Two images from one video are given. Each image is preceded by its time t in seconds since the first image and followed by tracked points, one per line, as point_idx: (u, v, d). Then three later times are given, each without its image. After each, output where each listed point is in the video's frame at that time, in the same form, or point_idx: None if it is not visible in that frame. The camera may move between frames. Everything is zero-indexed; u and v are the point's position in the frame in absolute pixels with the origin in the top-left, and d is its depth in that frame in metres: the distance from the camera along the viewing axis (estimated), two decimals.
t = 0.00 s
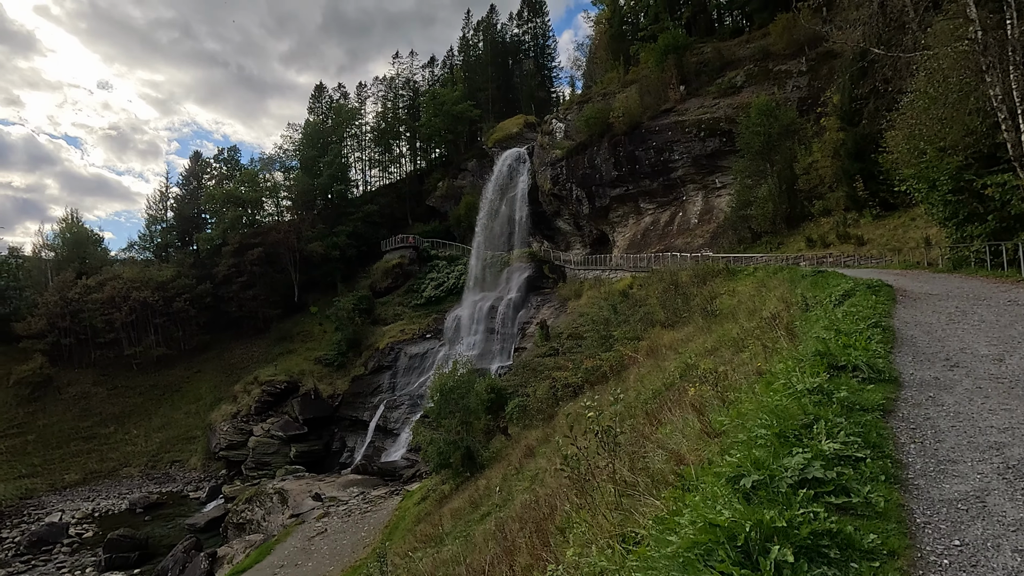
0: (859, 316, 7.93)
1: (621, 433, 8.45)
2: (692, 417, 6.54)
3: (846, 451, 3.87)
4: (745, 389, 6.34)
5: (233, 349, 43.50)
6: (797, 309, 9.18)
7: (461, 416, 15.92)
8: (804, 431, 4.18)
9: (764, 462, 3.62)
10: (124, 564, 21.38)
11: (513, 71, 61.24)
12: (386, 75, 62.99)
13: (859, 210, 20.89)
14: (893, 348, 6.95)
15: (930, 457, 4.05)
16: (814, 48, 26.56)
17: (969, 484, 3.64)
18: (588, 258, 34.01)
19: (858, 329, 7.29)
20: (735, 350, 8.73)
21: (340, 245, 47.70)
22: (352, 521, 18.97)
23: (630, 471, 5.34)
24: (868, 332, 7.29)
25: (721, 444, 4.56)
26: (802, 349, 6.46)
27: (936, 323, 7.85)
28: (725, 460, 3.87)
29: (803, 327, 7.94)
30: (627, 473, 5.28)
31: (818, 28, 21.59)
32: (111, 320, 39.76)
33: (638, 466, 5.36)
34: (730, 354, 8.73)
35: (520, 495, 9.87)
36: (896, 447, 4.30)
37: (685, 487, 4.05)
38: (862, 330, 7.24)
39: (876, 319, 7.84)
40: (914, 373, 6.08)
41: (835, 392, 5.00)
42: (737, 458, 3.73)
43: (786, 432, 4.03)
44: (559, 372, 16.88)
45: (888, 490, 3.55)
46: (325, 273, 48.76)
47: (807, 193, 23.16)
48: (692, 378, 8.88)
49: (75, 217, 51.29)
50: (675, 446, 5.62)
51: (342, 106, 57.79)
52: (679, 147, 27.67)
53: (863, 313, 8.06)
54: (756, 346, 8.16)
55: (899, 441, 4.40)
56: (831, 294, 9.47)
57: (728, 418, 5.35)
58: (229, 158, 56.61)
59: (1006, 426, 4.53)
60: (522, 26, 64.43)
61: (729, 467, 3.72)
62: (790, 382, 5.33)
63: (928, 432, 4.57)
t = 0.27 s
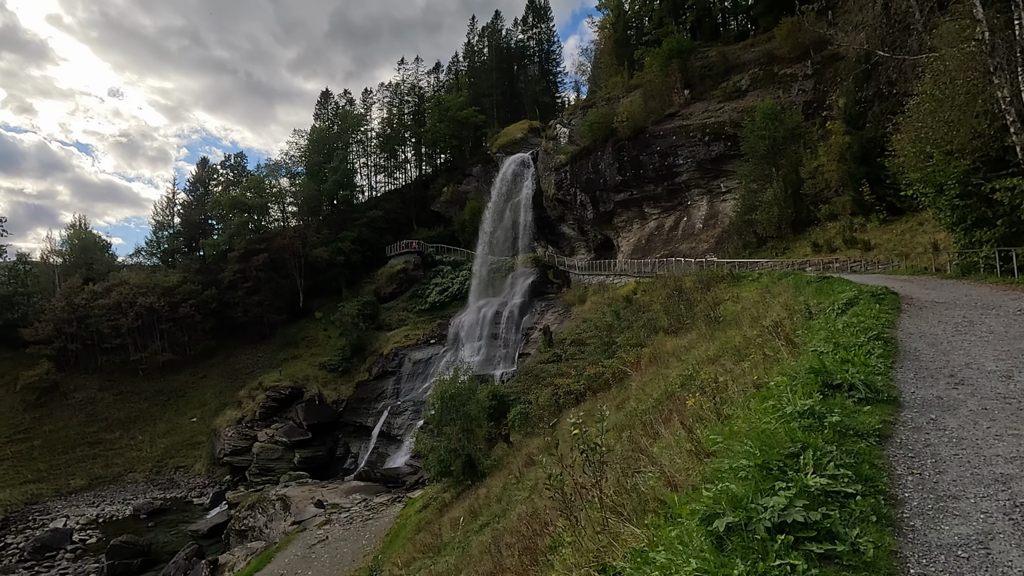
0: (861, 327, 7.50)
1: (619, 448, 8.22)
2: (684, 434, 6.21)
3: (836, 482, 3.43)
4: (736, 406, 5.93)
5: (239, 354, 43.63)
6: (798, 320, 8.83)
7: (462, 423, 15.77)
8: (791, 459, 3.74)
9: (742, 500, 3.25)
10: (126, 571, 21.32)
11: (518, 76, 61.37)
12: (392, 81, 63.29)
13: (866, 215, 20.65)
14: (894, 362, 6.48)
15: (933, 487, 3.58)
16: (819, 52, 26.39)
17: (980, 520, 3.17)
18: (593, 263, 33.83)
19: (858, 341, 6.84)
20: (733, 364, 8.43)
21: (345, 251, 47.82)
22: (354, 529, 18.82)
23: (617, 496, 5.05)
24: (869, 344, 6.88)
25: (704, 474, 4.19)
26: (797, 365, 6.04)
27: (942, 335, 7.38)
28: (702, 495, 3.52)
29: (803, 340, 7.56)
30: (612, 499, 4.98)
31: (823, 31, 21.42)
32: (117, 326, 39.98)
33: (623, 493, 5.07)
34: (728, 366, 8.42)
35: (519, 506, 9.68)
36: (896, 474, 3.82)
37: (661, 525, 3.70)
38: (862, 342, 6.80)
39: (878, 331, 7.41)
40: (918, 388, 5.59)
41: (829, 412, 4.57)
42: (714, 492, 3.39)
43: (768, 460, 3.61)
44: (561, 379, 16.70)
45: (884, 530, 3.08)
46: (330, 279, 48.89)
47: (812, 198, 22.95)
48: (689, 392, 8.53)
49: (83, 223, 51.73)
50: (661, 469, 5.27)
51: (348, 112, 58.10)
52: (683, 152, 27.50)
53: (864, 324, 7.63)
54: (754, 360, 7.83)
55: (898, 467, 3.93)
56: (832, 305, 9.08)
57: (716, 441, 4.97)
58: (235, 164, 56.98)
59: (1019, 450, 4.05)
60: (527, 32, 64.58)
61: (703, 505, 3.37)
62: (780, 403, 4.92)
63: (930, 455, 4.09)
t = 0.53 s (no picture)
0: (856, 333, 7.30)
1: (616, 452, 8.12)
2: (670, 443, 6.09)
3: (809, 507, 3.24)
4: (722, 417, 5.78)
5: (244, 355, 43.85)
6: (795, 325, 8.65)
7: (462, 426, 15.69)
8: (763, 481, 3.55)
9: (700, 528, 3.12)
10: (130, 571, 21.43)
11: (523, 77, 61.31)
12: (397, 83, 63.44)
13: (873, 216, 20.37)
14: (888, 371, 6.26)
15: (917, 514, 3.35)
16: (826, 51, 26.11)
17: (963, 551, 2.97)
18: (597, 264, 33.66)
19: (851, 349, 6.63)
20: (730, 369, 8.28)
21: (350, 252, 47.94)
22: (355, 531, 18.77)
23: (597, 512, 4.94)
24: (863, 351, 6.70)
25: (676, 493, 4.05)
26: (785, 374, 5.86)
27: (940, 342, 7.15)
28: (666, 521, 3.39)
29: (798, 346, 7.39)
30: (592, 514, 4.86)
31: (829, 30, 21.16)
32: (124, 326, 40.28)
33: (604, 508, 4.95)
34: (724, 372, 8.27)
35: (516, 510, 9.56)
36: (878, 497, 3.63)
37: (625, 548, 3.57)
38: (854, 349, 6.61)
39: (874, 337, 7.21)
40: (911, 400, 5.37)
41: (809, 427, 4.39)
42: (673, 519, 3.26)
43: (735, 482, 3.44)
44: (563, 381, 16.55)
45: (856, 564, 2.88)
46: (335, 280, 49.03)
47: (818, 199, 22.69)
48: (685, 398, 8.38)
49: (92, 225, 52.20)
50: (643, 481, 5.15)
51: (354, 114, 58.30)
52: (688, 152, 27.28)
53: (859, 330, 7.43)
54: (748, 367, 7.66)
55: (880, 489, 3.73)
56: (830, 309, 8.88)
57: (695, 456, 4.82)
58: (242, 166, 57.32)
59: (1014, 471, 3.81)
60: (533, 33, 64.51)
61: (662, 532, 3.25)
62: (761, 415, 4.75)
63: (916, 474, 3.88)
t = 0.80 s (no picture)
0: (855, 344, 7.12)
1: (614, 460, 8.04)
2: (661, 458, 5.96)
3: (791, 545, 3.01)
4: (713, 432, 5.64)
5: (247, 357, 43.90)
6: (794, 332, 8.49)
7: (462, 430, 15.58)
8: (743, 514, 3.35)
9: (669, 570, 2.97)
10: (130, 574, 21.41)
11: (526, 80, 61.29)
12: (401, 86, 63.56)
13: (877, 218, 20.16)
14: (886, 385, 6.07)
15: (910, 550, 3.14)
16: (830, 52, 25.94)
17: None
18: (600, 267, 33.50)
19: (848, 361, 6.45)
20: (727, 377, 8.14)
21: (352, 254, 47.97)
22: (355, 535, 18.66)
23: (583, 535, 4.81)
24: (860, 363, 6.51)
25: (657, 522, 3.90)
26: (778, 390, 5.68)
27: (943, 353, 6.94)
28: (637, 559, 3.25)
29: (795, 356, 7.23)
30: (578, 536, 4.73)
31: (832, 31, 21.01)
32: (127, 329, 40.45)
33: (590, 529, 4.82)
34: (721, 381, 8.13)
35: (514, 518, 9.41)
36: (868, 531, 3.38)
37: None
38: (852, 361, 6.43)
39: (873, 347, 7.02)
40: (909, 418, 5.18)
41: (797, 450, 4.21)
42: (642, 559, 3.12)
43: (711, 515, 3.28)
44: (564, 385, 16.41)
45: None
46: (338, 282, 49.06)
47: (822, 201, 22.52)
48: (682, 406, 8.25)
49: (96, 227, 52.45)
50: (631, 501, 5.01)
51: (357, 116, 58.42)
52: (690, 154, 27.13)
53: (858, 340, 7.24)
54: (744, 377, 7.51)
55: (871, 521, 3.49)
56: (830, 316, 8.69)
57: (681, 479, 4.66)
58: (245, 169, 57.50)
59: (1015, 500, 3.60)
60: (536, 35, 64.52)
61: (631, 574, 3.11)
62: (749, 435, 4.59)
63: (910, 501, 3.68)
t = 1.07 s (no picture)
0: (862, 351, 6.84)
1: (614, 466, 7.85)
2: (657, 470, 5.74)
3: None
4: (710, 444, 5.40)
5: (252, 361, 44.01)
6: (799, 338, 8.22)
7: (462, 435, 15.44)
8: (730, 546, 3.08)
9: None
10: None
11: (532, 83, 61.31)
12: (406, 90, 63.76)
13: (885, 221, 19.86)
14: (894, 397, 5.78)
15: None
16: (837, 53, 25.66)
17: None
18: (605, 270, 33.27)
19: (854, 370, 6.17)
20: (729, 383, 7.91)
21: (357, 258, 48.05)
22: (356, 541, 18.51)
23: (570, 555, 4.60)
24: (867, 372, 6.23)
25: (642, 548, 3.66)
26: (778, 400, 5.41)
27: (955, 362, 6.64)
28: None
29: (799, 363, 6.98)
30: (563, 557, 4.52)
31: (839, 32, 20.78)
32: (134, 332, 40.68)
33: (577, 549, 4.60)
34: (723, 387, 7.88)
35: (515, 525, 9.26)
36: (873, 567, 3.09)
37: None
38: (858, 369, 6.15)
39: (881, 354, 6.74)
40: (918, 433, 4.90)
41: (795, 471, 3.94)
42: None
43: (692, 549, 3.03)
44: (567, 390, 16.19)
45: None
46: (343, 286, 49.13)
47: (829, 203, 22.28)
48: (683, 414, 8.03)
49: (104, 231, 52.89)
50: (622, 518, 4.78)
51: (362, 120, 58.64)
52: (696, 157, 26.91)
53: (865, 347, 6.96)
54: (746, 385, 7.26)
55: (877, 555, 3.20)
56: (837, 321, 8.41)
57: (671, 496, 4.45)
58: (252, 173, 57.81)
59: None
60: (541, 39, 64.55)
61: None
62: (743, 451, 4.35)
63: (914, 527, 3.42)
